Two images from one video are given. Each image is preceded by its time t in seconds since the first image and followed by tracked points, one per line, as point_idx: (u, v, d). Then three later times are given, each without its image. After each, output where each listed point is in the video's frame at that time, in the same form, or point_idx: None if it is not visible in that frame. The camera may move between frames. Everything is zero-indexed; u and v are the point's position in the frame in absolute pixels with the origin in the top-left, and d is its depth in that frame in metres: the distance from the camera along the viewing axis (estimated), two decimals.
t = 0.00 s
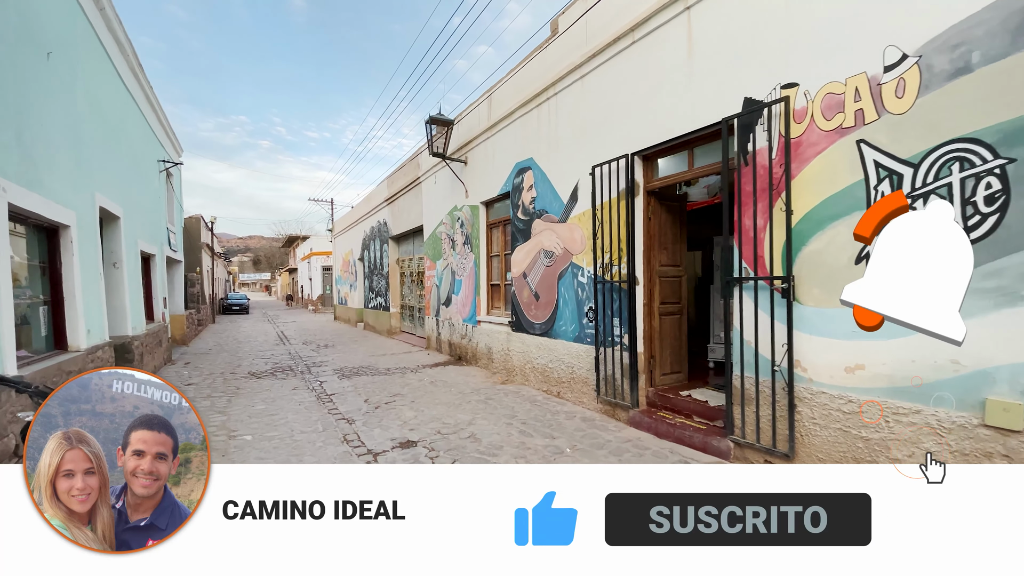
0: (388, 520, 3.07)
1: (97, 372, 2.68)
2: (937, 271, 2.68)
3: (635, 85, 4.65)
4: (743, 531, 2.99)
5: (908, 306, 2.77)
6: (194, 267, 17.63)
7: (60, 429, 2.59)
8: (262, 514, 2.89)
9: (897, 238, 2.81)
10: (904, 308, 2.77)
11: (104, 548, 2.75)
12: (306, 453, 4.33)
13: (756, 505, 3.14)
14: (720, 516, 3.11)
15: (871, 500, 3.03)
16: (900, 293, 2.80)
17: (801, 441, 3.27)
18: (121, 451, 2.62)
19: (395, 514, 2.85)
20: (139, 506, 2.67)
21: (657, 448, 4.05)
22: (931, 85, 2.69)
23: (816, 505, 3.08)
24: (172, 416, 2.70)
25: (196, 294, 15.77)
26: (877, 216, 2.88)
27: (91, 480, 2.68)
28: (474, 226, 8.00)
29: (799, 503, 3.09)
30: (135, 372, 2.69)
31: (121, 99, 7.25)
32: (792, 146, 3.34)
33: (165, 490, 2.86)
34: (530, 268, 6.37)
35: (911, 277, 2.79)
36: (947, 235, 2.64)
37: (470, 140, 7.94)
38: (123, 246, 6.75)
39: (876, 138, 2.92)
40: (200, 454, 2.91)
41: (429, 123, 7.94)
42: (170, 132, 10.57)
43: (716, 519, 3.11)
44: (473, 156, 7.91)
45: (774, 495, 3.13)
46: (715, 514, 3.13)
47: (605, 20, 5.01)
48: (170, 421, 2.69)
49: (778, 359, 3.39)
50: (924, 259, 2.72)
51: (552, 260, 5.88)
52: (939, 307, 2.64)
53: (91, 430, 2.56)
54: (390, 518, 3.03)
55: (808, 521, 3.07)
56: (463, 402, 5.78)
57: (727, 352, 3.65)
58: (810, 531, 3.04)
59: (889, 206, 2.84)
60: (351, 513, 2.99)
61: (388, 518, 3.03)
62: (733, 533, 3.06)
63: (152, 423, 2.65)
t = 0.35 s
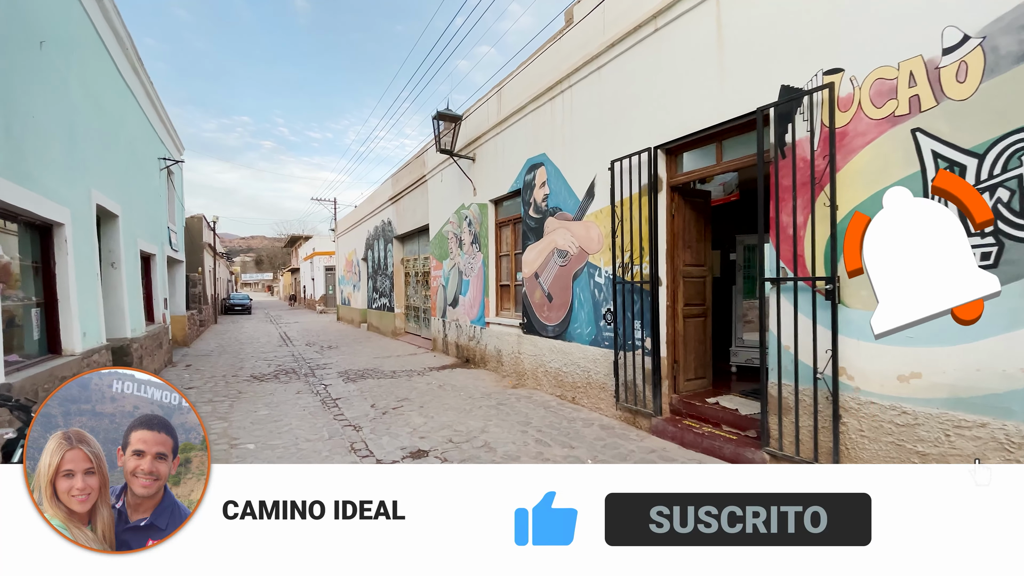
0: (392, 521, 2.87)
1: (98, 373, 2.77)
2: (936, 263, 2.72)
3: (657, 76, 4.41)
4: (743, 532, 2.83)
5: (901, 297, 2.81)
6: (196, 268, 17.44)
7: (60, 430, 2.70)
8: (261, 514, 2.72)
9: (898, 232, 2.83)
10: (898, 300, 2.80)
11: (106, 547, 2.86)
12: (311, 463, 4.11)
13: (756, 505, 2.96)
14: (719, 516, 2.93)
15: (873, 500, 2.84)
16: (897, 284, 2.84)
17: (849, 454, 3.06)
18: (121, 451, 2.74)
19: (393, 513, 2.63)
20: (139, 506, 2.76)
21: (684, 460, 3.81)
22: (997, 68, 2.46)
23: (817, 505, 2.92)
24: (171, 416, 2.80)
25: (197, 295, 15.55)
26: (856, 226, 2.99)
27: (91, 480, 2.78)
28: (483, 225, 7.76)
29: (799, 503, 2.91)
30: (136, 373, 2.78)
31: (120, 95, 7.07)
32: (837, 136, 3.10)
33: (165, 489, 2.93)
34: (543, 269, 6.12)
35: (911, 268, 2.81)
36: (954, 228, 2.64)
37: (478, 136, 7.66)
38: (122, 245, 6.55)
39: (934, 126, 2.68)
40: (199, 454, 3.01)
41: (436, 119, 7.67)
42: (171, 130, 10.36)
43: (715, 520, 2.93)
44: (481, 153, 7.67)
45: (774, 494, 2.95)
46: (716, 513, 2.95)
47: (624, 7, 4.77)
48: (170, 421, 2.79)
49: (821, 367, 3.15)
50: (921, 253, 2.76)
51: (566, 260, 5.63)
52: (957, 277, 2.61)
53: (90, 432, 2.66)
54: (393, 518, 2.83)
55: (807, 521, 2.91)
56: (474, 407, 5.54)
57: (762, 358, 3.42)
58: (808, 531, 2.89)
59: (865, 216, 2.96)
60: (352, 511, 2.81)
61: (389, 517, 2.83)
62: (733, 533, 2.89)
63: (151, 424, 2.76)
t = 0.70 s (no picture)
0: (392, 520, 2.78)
1: (97, 372, 2.59)
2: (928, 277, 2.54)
3: (682, 58, 4.13)
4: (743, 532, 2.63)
5: (891, 298, 2.67)
6: (196, 266, 17.17)
7: (59, 430, 2.53)
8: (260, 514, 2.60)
9: (904, 240, 2.62)
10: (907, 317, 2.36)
11: (105, 547, 2.68)
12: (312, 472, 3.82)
13: (755, 504, 2.74)
14: (718, 516, 2.72)
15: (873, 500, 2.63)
16: (887, 285, 2.68)
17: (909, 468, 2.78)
18: (121, 451, 2.53)
19: (394, 512, 2.55)
20: (139, 506, 2.56)
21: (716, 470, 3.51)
22: None
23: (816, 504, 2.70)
24: (172, 416, 2.59)
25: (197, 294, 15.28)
26: (868, 221, 2.81)
27: (91, 480, 2.58)
28: (490, 220, 7.47)
29: (798, 503, 2.69)
30: (135, 372, 2.60)
31: (114, 85, 6.81)
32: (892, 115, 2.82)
33: (165, 488, 2.74)
34: (556, 266, 5.82)
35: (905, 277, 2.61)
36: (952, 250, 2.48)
37: (485, 129, 7.36)
38: (116, 240, 6.27)
39: (1007, 100, 2.40)
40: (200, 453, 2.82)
41: (442, 111, 7.38)
42: (169, 124, 10.09)
43: (714, 520, 2.72)
44: (489, 145, 7.35)
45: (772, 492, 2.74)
46: (716, 513, 2.73)
47: None
48: (170, 421, 2.59)
49: (876, 372, 2.86)
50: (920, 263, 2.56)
51: (581, 256, 5.33)
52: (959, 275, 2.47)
53: (89, 432, 2.49)
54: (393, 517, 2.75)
55: (807, 521, 2.70)
56: (484, 411, 5.24)
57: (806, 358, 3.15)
58: (807, 531, 2.68)
59: (885, 211, 2.78)
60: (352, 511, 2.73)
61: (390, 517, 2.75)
62: (733, 533, 2.68)
63: (149, 423, 2.55)
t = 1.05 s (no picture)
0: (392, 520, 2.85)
1: (97, 371, 2.52)
2: (932, 371, 2.58)
3: (712, 43, 3.83)
4: (743, 532, 2.66)
5: (922, 369, 2.60)
6: (196, 266, 16.93)
7: (60, 430, 2.46)
8: (263, 514, 2.68)
9: (926, 320, 2.59)
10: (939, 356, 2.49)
11: (106, 549, 2.60)
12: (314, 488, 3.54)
13: (755, 504, 2.76)
14: (718, 516, 2.75)
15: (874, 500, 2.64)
16: (916, 360, 2.62)
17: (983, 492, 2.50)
18: (121, 451, 2.46)
19: (393, 513, 2.61)
20: (139, 506, 2.52)
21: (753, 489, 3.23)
22: None
23: (817, 505, 2.71)
24: (171, 416, 2.50)
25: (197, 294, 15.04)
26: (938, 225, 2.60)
27: (91, 480, 2.52)
28: (499, 219, 7.17)
29: (799, 503, 2.71)
30: (135, 372, 2.53)
31: (108, 78, 6.56)
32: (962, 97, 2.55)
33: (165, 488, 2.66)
34: (570, 266, 5.51)
35: (942, 355, 2.55)
36: (950, 338, 2.52)
37: (493, 123, 7.05)
38: (109, 240, 6.00)
39: None
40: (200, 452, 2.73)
41: (449, 104, 7.08)
42: (167, 120, 9.81)
43: (714, 520, 2.75)
44: (497, 141, 7.04)
45: (772, 492, 2.76)
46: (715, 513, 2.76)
47: None
48: (170, 421, 2.50)
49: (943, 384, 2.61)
50: (923, 360, 2.59)
51: (598, 255, 5.02)
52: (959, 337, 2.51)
53: (90, 432, 2.43)
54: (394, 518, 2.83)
55: (806, 522, 2.71)
56: (495, 420, 4.95)
57: (859, 368, 2.88)
58: (807, 532, 2.70)
59: (954, 208, 2.56)
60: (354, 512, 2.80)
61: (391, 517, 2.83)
62: (732, 534, 2.70)
63: (148, 423, 2.47)
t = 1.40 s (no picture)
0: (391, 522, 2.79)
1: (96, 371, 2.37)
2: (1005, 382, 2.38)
3: (746, 23, 3.56)
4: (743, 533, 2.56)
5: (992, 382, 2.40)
6: (196, 266, 16.70)
7: (61, 430, 2.30)
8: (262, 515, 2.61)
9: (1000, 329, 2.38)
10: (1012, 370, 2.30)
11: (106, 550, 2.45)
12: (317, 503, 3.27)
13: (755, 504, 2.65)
14: (718, 516, 2.64)
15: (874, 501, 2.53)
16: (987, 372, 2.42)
17: None
18: (121, 451, 2.30)
19: (394, 513, 2.56)
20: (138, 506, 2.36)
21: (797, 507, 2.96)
22: None
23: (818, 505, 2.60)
24: (171, 416, 2.37)
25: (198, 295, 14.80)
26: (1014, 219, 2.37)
27: (91, 480, 2.35)
28: (508, 216, 6.90)
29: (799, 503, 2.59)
30: (136, 372, 2.39)
31: (102, 69, 6.32)
32: None
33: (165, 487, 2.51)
34: (585, 265, 5.24)
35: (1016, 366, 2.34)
36: None
37: (502, 116, 6.78)
38: (103, 238, 5.74)
39: None
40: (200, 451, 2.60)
41: (457, 97, 6.80)
42: (166, 116, 9.57)
43: (714, 520, 2.65)
44: (506, 135, 6.75)
45: (773, 492, 2.64)
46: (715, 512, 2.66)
47: None
48: (170, 421, 2.37)
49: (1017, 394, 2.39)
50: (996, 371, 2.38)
51: (616, 253, 4.75)
52: None
53: (91, 432, 2.27)
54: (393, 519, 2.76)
55: (806, 522, 2.60)
56: (508, 428, 4.68)
57: (916, 375, 2.64)
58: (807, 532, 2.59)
59: None
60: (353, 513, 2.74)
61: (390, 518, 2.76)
62: (733, 534, 2.60)
63: (151, 424, 2.33)
